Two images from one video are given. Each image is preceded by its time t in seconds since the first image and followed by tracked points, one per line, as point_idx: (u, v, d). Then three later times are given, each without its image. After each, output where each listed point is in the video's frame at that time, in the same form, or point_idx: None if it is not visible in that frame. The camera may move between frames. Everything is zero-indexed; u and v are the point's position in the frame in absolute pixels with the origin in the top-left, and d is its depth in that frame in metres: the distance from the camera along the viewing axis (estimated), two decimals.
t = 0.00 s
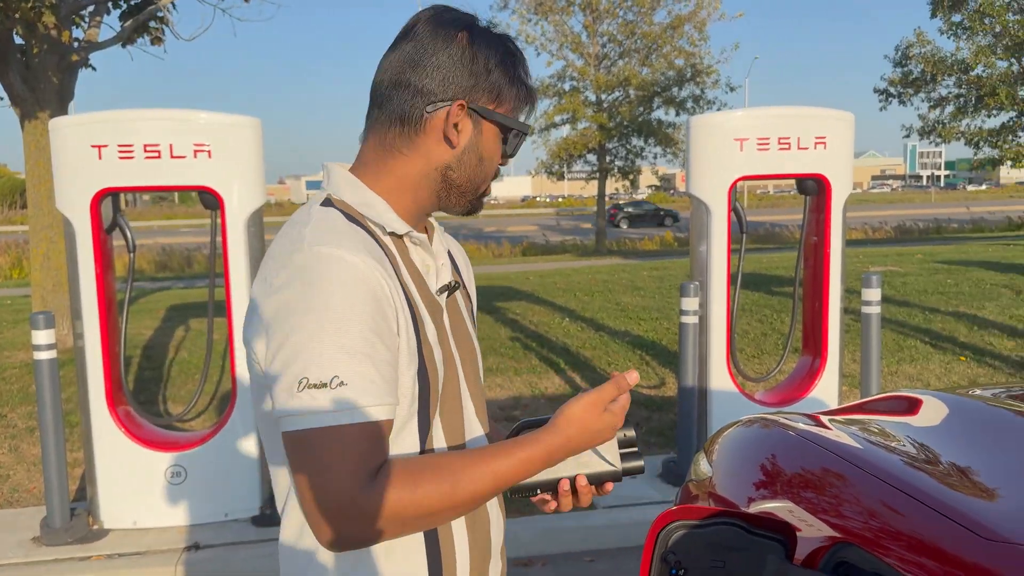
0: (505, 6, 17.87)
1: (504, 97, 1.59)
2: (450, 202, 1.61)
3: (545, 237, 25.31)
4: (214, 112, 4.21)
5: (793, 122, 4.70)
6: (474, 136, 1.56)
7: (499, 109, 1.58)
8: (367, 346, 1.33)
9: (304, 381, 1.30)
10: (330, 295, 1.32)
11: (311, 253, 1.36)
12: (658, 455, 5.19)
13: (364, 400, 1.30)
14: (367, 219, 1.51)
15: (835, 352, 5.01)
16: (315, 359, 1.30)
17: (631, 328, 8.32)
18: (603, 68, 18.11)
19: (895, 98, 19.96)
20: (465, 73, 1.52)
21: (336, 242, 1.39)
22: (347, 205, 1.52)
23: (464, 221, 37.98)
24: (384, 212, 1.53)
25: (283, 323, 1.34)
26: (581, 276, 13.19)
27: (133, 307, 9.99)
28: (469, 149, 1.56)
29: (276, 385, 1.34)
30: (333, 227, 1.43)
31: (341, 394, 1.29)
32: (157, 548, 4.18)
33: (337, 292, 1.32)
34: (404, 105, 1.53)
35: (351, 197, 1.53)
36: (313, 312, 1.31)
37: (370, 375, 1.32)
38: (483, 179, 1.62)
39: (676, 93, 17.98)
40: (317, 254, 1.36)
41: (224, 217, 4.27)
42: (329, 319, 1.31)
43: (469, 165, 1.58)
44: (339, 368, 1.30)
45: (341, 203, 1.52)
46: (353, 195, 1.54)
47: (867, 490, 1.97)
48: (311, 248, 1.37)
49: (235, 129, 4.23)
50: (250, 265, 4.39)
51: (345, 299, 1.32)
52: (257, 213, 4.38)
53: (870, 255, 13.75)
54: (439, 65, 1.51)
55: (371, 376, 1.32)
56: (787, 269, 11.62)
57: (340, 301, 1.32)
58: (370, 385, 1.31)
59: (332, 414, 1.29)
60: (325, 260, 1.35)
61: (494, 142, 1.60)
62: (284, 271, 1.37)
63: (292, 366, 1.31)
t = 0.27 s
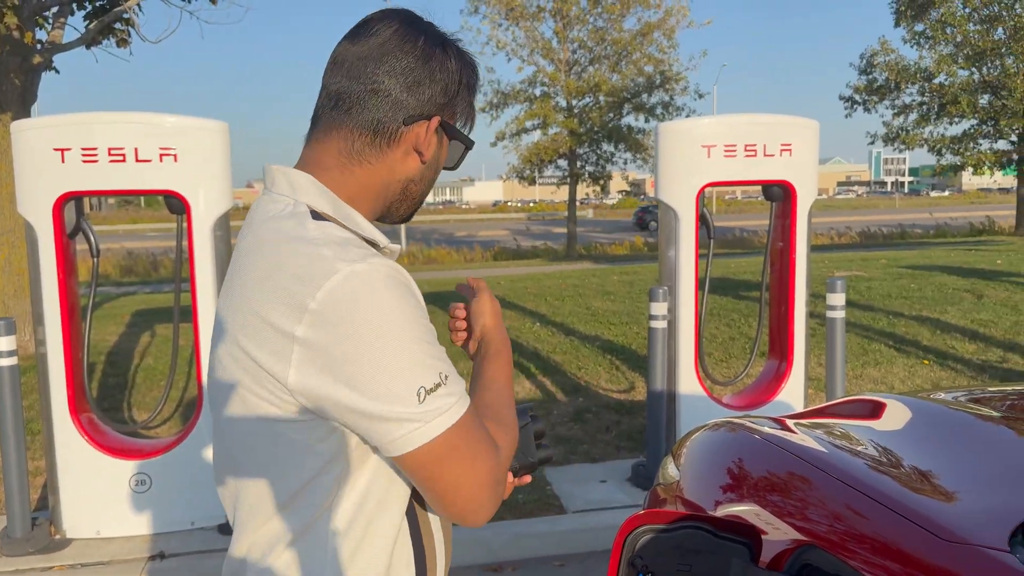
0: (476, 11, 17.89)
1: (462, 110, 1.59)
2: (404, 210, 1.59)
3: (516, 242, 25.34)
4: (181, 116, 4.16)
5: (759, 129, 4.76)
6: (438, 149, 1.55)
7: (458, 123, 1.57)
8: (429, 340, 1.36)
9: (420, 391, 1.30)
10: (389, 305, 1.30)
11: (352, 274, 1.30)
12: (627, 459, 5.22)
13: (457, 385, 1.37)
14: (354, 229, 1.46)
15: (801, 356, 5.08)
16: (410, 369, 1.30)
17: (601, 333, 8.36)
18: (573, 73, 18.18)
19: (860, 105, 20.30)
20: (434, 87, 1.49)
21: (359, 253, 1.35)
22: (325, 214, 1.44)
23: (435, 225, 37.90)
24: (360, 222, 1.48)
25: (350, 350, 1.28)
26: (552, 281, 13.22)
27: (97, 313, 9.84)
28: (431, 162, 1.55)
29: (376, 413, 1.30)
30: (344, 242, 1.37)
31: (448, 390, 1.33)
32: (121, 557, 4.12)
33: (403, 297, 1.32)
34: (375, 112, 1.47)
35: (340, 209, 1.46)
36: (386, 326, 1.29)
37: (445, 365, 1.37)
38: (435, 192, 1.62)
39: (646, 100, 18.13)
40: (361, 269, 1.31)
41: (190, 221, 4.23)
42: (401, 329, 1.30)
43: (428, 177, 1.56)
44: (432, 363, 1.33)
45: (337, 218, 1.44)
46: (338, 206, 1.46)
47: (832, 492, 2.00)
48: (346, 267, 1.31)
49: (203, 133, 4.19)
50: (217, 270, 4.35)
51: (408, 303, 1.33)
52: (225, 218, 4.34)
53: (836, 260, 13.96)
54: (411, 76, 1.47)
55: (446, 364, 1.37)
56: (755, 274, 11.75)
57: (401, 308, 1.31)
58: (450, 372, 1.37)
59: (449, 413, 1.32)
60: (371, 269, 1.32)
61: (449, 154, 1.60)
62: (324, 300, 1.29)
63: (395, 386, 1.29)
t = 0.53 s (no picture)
0: (458, 20, 17.93)
1: (396, 95, 1.48)
2: (349, 212, 1.50)
3: (497, 250, 25.33)
4: (162, 124, 4.14)
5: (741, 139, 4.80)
6: (357, 139, 1.45)
7: (388, 109, 1.46)
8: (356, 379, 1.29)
9: (313, 427, 1.23)
10: (307, 330, 1.24)
11: (269, 292, 1.26)
12: (610, 467, 5.23)
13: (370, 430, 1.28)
14: (295, 241, 1.44)
15: (782, 364, 5.11)
16: (314, 402, 1.23)
17: (584, 341, 8.38)
18: (555, 82, 18.24)
19: (838, 115, 20.50)
20: (340, 69, 1.43)
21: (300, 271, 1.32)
22: (244, 216, 1.44)
23: (416, 233, 37.85)
24: (281, 222, 1.45)
25: (259, 371, 1.24)
26: (534, 289, 13.23)
27: (75, 321, 9.74)
28: (354, 150, 1.46)
29: (273, 440, 1.24)
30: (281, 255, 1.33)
31: (352, 432, 1.25)
32: (100, 569, 4.08)
33: (325, 327, 1.26)
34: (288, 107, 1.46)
35: (267, 215, 1.45)
36: (299, 352, 1.23)
37: (363, 407, 1.28)
38: (382, 188, 1.49)
39: (627, 108, 18.23)
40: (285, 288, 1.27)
41: (171, 229, 4.20)
42: (316, 356, 1.24)
43: (359, 171, 1.46)
44: (339, 405, 1.25)
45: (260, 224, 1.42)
46: (263, 209, 1.45)
47: (813, 500, 2.01)
48: (267, 285, 1.27)
49: (184, 141, 4.17)
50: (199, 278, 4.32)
51: (331, 333, 1.27)
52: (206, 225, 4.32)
53: (816, 268, 14.09)
54: (320, 63, 1.43)
55: (364, 408, 1.29)
56: (736, 281, 11.83)
57: (315, 337, 1.25)
58: (365, 416, 1.29)
59: (351, 456, 1.24)
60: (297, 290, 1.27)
61: (390, 143, 1.48)
62: (238, 313, 1.25)
63: (293, 416, 1.23)
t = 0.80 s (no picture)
0: (449, 29, 17.99)
1: (288, 80, 1.55)
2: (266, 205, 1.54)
3: (488, 258, 25.35)
4: (153, 132, 4.13)
5: (732, 149, 4.82)
6: (264, 125, 1.55)
7: (278, 95, 1.54)
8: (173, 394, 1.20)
9: (93, 416, 1.19)
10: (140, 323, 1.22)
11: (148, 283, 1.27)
12: (602, 477, 5.22)
13: (145, 452, 1.17)
14: (243, 247, 1.42)
15: (774, 374, 5.12)
16: (103, 394, 1.19)
17: (575, 350, 8.39)
18: (546, 92, 18.31)
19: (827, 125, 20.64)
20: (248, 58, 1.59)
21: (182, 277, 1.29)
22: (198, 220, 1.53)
23: (406, 241, 37.80)
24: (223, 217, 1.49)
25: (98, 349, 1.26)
26: (525, 297, 13.24)
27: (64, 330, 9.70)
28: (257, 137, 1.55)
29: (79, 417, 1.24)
30: (185, 260, 1.34)
31: (117, 439, 1.16)
32: None
33: (154, 327, 1.21)
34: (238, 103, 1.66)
35: (230, 223, 1.46)
36: (122, 342, 1.21)
37: (159, 423, 1.18)
38: (285, 176, 1.51)
39: (618, 118, 18.31)
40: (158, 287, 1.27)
41: (162, 238, 4.19)
42: (129, 349, 1.19)
43: (259, 156, 1.53)
44: (123, 409, 1.17)
45: (207, 226, 1.46)
46: (226, 215, 1.48)
47: (805, 509, 2.01)
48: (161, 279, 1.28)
49: (175, 149, 4.16)
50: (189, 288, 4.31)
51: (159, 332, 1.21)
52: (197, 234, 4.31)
53: (805, 277, 14.15)
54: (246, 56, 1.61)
55: (157, 425, 1.18)
56: (726, 290, 11.88)
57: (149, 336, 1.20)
58: (152, 437, 1.18)
59: (105, 458, 1.16)
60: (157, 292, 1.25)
61: (279, 131, 1.52)
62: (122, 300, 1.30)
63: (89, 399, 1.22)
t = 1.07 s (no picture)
0: (445, 36, 18.01)
1: (286, 90, 1.60)
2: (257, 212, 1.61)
3: (484, 265, 25.32)
4: (148, 139, 4.13)
5: (728, 157, 4.82)
6: (259, 134, 1.61)
7: (274, 104, 1.60)
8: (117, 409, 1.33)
9: (59, 420, 1.36)
10: (95, 339, 1.35)
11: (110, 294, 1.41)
12: (598, 485, 5.22)
13: (97, 458, 1.32)
14: (211, 258, 1.52)
15: (770, 382, 5.12)
16: (66, 403, 1.34)
17: (571, 357, 8.38)
18: (542, 99, 18.33)
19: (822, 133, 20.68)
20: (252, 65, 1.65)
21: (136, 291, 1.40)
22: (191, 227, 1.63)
23: (402, 248, 37.76)
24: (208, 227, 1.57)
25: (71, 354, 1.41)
26: (521, 305, 13.21)
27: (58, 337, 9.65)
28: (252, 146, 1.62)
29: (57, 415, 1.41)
30: (144, 272, 1.45)
31: (74, 445, 1.32)
32: None
33: (104, 347, 1.34)
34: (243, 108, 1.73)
35: (206, 231, 1.56)
36: (82, 355, 1.35)
37: (108, 433, 1.33)
38: (276, 186, 1.57)
39: (614, 125, 18.33)
40: (114, 300, 1.39)
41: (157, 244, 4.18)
42: (85, 365, 1.34)
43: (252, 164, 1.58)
44: (78, 418, 1.33)
45: (185, 234, 1.57)
46: (207, 223, 1.58)
47: (802, 518, 2.01)
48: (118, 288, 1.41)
49: (171, 155, 4.15)
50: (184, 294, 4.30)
51: (108, 351, 1.34)
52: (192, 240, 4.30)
53: (800, 285, 14.16)
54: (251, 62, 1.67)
55: (108, 436, 1.33)
56: (722, 298, 11.88)
57: (100, 349, 1.34)
58: (103, 445, 1.32)
59: (64, 461, 1.32)
60: (111, 307, 1.38)
61: (272, 140, 1.58)
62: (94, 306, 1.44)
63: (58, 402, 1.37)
